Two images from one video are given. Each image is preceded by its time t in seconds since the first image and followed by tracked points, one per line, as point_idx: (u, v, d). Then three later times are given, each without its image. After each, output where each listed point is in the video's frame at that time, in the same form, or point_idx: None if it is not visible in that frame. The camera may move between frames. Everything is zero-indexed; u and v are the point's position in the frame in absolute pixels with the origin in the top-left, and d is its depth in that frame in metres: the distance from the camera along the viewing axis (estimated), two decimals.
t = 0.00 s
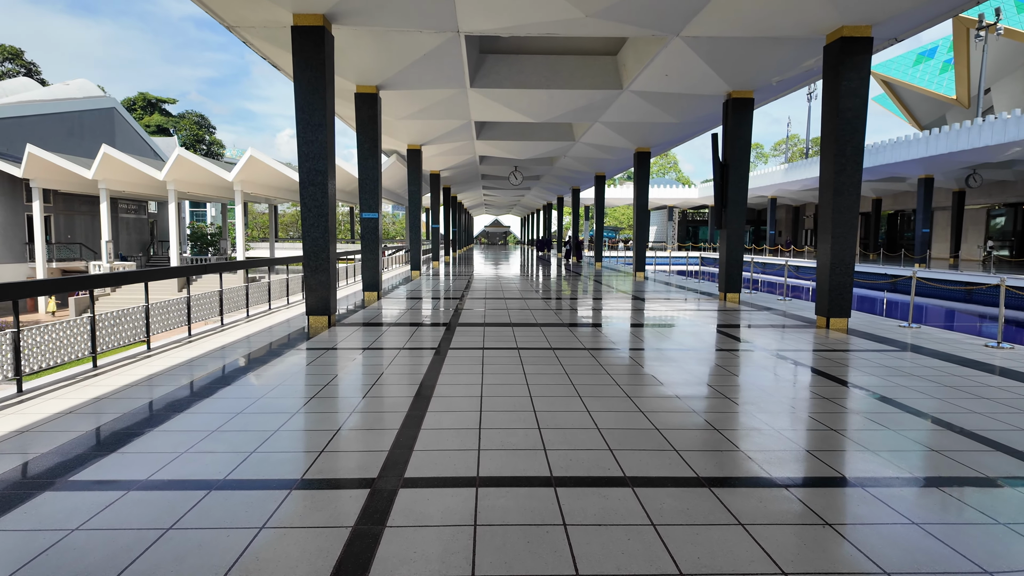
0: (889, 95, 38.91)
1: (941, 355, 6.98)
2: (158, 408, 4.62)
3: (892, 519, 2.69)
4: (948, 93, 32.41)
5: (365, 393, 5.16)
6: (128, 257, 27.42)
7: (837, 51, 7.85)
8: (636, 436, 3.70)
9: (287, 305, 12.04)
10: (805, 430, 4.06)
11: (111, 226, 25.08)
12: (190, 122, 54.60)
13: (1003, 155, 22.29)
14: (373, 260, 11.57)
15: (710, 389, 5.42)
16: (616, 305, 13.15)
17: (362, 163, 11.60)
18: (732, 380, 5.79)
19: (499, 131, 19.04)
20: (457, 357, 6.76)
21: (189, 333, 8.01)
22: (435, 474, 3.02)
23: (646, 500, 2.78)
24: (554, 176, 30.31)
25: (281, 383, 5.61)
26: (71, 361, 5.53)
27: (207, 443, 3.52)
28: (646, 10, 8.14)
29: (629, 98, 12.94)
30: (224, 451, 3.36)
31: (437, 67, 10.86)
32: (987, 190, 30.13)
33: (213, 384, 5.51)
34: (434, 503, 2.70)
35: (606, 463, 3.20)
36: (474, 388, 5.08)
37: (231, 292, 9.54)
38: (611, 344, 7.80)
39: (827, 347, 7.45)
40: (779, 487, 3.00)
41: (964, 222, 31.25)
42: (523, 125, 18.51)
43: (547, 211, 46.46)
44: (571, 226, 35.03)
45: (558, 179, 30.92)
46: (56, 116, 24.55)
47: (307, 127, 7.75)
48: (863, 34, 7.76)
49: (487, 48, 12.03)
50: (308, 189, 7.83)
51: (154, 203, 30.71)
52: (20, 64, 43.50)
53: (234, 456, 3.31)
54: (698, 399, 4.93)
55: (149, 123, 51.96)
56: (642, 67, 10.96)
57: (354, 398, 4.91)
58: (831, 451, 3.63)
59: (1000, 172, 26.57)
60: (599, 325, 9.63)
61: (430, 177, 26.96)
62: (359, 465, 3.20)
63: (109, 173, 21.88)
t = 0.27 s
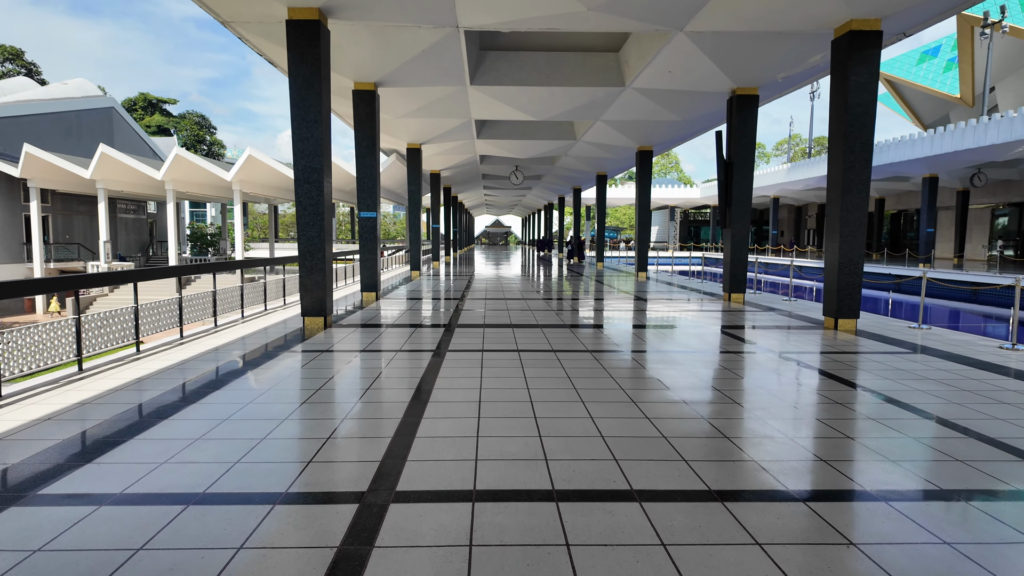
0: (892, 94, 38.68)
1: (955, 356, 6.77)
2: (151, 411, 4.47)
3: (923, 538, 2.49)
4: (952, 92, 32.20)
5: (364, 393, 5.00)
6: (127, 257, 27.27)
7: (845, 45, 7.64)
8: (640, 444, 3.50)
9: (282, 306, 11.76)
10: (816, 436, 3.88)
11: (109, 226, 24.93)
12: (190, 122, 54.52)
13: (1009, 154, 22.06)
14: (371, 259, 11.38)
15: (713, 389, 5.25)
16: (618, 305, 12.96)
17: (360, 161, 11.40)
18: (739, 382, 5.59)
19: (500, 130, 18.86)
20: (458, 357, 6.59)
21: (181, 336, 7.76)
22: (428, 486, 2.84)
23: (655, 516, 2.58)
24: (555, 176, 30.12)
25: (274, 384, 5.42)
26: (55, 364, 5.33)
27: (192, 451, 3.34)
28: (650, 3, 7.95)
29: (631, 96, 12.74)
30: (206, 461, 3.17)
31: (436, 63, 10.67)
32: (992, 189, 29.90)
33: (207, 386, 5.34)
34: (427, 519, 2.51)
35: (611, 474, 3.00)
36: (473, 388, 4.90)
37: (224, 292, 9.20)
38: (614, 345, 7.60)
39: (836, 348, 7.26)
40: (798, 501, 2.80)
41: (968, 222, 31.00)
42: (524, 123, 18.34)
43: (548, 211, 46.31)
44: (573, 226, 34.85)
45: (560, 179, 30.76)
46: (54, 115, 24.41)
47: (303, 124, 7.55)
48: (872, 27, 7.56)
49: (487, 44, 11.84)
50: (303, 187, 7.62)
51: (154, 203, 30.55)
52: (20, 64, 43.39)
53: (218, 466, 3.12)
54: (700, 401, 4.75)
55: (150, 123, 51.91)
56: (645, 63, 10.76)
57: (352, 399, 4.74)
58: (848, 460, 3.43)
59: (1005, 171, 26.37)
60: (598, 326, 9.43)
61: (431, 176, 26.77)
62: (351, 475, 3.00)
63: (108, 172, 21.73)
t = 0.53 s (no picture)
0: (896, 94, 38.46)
1: (970, 361, 6.57)
2: (140, 419, 4.29)
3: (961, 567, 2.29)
4: (957, 91, 31.99)
5: (362, 400, 4.82)
6: (127, 258, 27.12)
7: (856, 41, 7.43)
8: (649, 458, 3.31)
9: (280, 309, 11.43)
10: (833, 449, 3.69)
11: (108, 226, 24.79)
12: (192, 122, 54.41)
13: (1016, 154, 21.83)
14: (371, 260, 11.20)
15: (720, 396, 5.07)
16: (621, 306, 12.78)
17: (359, 161, 11.21)
18: (748, 388, 5.40)
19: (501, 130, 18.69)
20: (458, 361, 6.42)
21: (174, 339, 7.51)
22: (424, 506, 2.66)
23: (669, 542, 2.39)
24: (557, 176, 29.93)
25: (267, 390, 5.24)
26: (41, 370, 5.12)
27: (175, 466, 3.17)
28: None
29: (635, 94, 12.55)
30: (189, 477, 3.00)
31: (437, 61, 10.49)
32: (997, 189, 29.67)
33: (200, 392, 5.16)
34: (422, 545, 2.33)
35: (620, 494, 2.80)
36: (474, 395, 4.71)
37: (219, 294, 8.92)
38: (619, 348, 7.41)
39: (847, 353, 7.07)
40: (822, 524, 2.60)
41: (973, 222, 30.76)
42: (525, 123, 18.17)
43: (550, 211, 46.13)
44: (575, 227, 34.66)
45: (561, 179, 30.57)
46: (52, 115, 24.27)
47: (299, 122, 7.35)
48: (884, 23, 7.34)
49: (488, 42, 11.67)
50: (300, 187, 7.41)
51: (154, 203, 30.41)
52: (21, 65, 43.30)
53: (201, 483, 2.94)
54: (708, 408, 4.57)
55: (152, 124, 51.85)
56: (649, 61, 10.57)
57: (348, 406, 4.56)
58: (870, 475, 3.24)
59: (1011, 171, 26.15)
60: (600, 329, 9.24)
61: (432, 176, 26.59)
62: (342, 493, 2.82)
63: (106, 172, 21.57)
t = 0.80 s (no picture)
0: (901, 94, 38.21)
1: (986, 365, 6.36)
2: (130, 423, 4.10)
3: None
4: (963, 91, 31.77)
5: (360, 403, 4.64)
6: (127, 258, 26.98)
7: (869, 34, 7.22)
8: (662, 468, 3.12)
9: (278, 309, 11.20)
10: (856, 459, 3.48)
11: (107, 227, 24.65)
12: (194, 122, 54.40)
13: None
14: (371, 260, 11.01)
15: (730, 399, 4.88)
16: (625, 307, 12.57)
17: (359, 159, 11.01)
18: (760, 390, 5.21)
19: (504, 128, 18.51)
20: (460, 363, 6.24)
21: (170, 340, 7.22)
22: (421, 523, 2.47)
23: (688, 565, 2.20)
24: (559, 176, 29.73)
25: (262, 393, 5.04)
26: (26, 372, 4.91)
27: (158, 477, 2.99)
28: None
29: (639, 92, 12.36)
30: (172, 490, 2.82)
31: (439, 57, 10.32)
32: (1004, 190, 29.42)
33: (193, 394, 4.97)
34: (419, 568, 2.14)
35: (633, 510, 2.61)
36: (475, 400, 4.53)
37: (218, 294, 8.63)
38: (625, 349, 7.21)
39: (860, 355, 6.87)
40: (852, 545, 2.40)
41: (979, 223, 30.51)
42: (528, 122, 18.00)
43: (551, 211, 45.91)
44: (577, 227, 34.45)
45: (564, 179, 30.37)
46: (52, 114, 24.13)
47: (296, 118, 7.15)
48: (898, 15, 7.13)
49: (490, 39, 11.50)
50: (297, 184, 7.21)
51: (154, 203, 30.25)
52: (23, 64, 43.23)
53: (184, 496, 2.76)
54: (718, 412, 4.38)
55: (154, 124, 51.80)
56: (654, 57, 10.39)
57: (346, 411, 4.37)
58: (899, 489, 3.03)
59: (1018, 171, 25.91)
60: (604, 330, 9.05)
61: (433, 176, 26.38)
62: (333, 508, 2.64)
63: (105, 172, 21.40)
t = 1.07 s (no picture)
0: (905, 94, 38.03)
1: (1004, 371, 6.17)
2: (117, 435, 3.92)
3: None
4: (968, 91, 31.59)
5: (359, 412, 4.46)
6: (126, 258, 26.83)
7: (881, 31, 7.04)
8: (678, 487, 2.94)
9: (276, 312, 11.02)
10: (880, 476, 3.29)
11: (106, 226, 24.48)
12: (194, 122, 54.28)
13: None
14: (370, 261, 10.82)
15: (742, 407, 4.70)
16: (628, 309, 12.39)
17: (359, 158, 10.80)
18: (772, 398, 5.01)
19: (505, 127, 18.34)
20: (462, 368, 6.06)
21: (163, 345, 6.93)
22: (421, 552, 2.29)
23: None
24: (561, 176, 29.56)
25: (257, 401, 4.86)
26: (12, 380, 4.73)
27: (141, 498, 2.83)
28: None
29: (643, 91, 12.17)
30: (155, 512, 2.67)
31: (440, 55, 10.14)
32: (1009, 190, 29.21)
33: (185, 403, 4.78)
34: None
35: (649, 536, 2.43)
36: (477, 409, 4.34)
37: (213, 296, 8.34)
38: (632, 353, 7.02)
39: (872, 360, 6.68)
40: None
41: (983, 224, 30.31)
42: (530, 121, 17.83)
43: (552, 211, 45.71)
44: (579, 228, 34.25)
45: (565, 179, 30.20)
46: (50, 114, 23.98)
47: (294, 116, 6.97)
48: (912, 12, 6.94)
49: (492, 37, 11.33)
50: (294, 184, 7.02)
51: (154, 203, 30.09)
52: (23, 64, 43.11)
53: (168, 519, 2.62)
54: (731, 422, 4.20)
55: (154, 124, 51.65)
56: (659, 56, 10.20)
57: (344, 421, 4.18)
58: (933, 510, 2.84)
59: (1023, 172, 25.72)
60: (607, 333, 8.84)
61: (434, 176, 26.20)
62: (325, 532, 2.47)
63: (104, 172, 21.25)
